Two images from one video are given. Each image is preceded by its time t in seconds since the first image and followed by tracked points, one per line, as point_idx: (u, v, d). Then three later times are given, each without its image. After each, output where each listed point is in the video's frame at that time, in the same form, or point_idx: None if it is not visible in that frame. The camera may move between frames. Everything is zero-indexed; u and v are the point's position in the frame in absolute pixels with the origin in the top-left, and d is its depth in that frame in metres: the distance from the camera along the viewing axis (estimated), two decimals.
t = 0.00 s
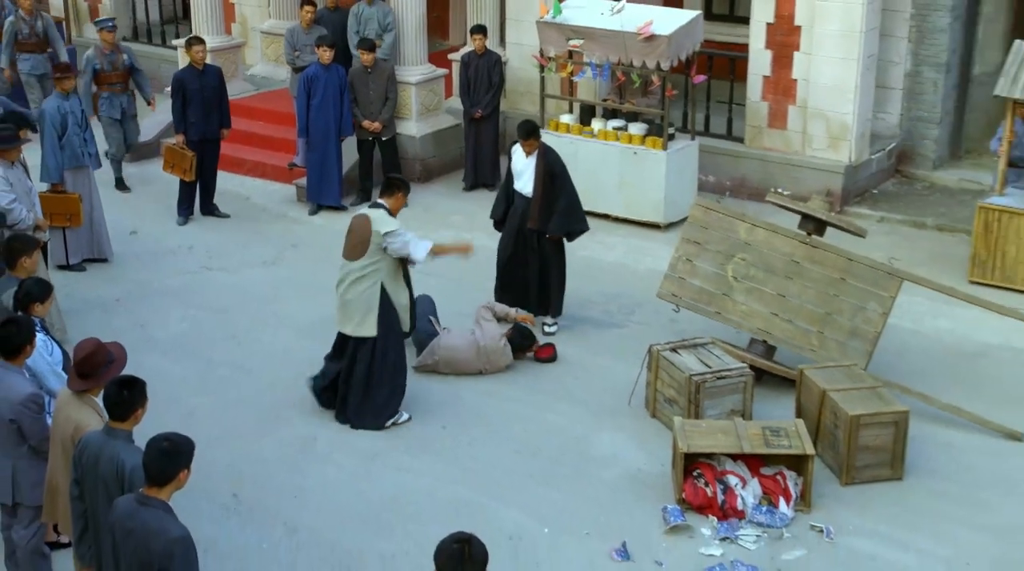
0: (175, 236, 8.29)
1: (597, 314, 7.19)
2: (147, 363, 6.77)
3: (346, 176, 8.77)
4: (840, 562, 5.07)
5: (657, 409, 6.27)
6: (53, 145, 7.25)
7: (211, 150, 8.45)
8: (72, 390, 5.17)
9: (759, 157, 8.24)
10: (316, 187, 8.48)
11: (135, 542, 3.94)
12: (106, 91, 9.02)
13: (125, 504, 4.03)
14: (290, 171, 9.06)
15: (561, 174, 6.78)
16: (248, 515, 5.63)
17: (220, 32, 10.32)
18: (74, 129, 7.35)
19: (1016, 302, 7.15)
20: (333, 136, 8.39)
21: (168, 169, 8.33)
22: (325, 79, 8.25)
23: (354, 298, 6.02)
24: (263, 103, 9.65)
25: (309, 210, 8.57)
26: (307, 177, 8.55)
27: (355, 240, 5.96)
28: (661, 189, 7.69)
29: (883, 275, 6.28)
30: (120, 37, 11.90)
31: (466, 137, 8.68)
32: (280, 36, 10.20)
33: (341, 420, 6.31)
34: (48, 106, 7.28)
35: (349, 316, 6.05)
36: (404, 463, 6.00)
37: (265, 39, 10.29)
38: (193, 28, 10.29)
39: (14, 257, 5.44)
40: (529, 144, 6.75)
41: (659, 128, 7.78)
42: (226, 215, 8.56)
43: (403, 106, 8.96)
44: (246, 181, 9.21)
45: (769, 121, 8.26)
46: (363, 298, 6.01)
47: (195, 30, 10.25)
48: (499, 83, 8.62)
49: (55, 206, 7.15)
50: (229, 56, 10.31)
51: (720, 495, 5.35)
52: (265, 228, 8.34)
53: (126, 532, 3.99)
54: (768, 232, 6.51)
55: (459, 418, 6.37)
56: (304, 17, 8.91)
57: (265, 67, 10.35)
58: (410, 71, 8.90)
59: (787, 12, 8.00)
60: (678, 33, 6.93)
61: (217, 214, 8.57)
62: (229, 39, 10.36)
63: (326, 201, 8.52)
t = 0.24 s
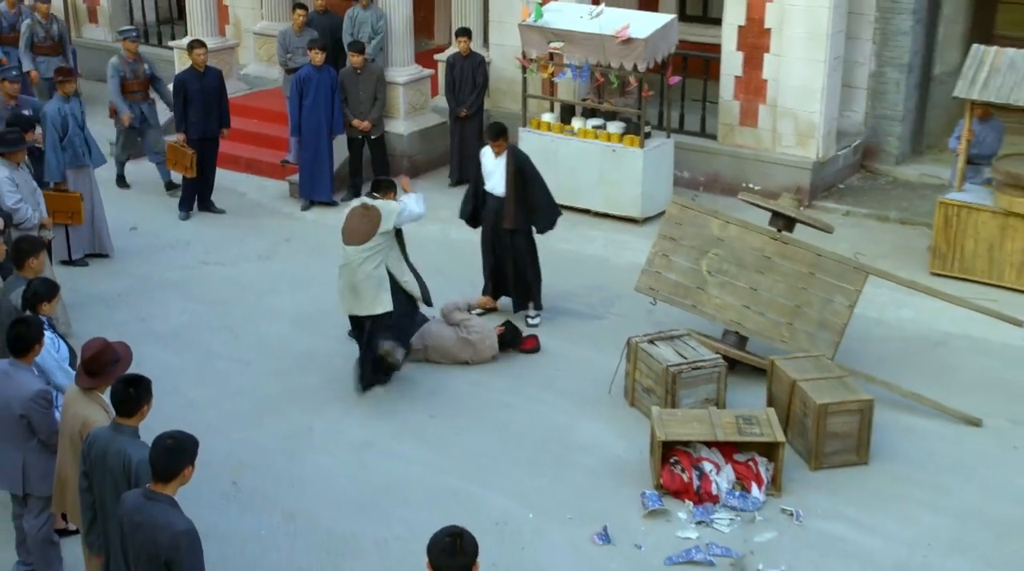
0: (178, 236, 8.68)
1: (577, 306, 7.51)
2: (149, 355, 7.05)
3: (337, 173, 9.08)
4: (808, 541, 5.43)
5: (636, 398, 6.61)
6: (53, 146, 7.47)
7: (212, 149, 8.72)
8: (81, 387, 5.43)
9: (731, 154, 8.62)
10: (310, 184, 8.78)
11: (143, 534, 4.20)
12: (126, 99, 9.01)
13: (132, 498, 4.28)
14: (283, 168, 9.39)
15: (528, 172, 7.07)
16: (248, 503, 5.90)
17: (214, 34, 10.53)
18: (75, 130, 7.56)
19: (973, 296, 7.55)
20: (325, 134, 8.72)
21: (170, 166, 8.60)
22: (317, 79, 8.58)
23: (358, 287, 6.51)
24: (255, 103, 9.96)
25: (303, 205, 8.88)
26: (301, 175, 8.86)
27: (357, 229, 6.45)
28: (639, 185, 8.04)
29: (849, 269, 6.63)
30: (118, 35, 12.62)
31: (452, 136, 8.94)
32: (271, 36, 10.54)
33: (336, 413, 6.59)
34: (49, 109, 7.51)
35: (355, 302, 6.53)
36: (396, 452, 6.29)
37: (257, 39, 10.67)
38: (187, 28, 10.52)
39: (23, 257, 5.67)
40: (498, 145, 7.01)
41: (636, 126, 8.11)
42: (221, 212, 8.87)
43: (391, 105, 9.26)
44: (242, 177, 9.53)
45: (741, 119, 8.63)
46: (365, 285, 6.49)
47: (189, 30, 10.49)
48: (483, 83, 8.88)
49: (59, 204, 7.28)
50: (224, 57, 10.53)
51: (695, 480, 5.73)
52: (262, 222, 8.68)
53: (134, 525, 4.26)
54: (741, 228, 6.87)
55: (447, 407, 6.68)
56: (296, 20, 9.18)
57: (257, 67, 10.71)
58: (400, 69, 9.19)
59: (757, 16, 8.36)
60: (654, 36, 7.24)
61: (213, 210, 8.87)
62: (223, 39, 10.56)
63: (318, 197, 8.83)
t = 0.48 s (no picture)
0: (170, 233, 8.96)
1: (558, 300, 7.90)
2: (150, 350, 7.37)
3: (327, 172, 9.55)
4: (772, 521, 5.87)
5: (613, 388, 7.02)
6: (49, 151, 7.61)
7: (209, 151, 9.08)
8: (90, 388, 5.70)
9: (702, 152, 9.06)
10: (301, 184, 9.26)
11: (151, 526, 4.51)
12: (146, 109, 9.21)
13: (139, 493, 4.61)
14: (275, 166, 9.87)
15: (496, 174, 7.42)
16: (248, 491, 6.22)
17: (208, 38, 11.25)
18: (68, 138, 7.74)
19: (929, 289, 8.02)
20: (315, 135, 9.14)
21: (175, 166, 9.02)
22: (308, 83, 9.00)
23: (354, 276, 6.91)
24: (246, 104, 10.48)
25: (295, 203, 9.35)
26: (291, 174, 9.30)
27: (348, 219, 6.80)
28: (614, 182, 8.42)
29: (813, 264, 7.10)
30: (116, 39, 13.04)
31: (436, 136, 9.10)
32: (263, 39, 11.27)
33: (330, 404, 6.93)
34: (46, 115, 7.65)
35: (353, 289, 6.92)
36: (388, 441, 6.65)
37: (249, 43, 11.38)
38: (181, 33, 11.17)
39: (31, 259, 5.91)
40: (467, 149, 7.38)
41: (611, 127, 8.49)
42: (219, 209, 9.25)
43: (378, 106, 9.78)
44: (236, 175, 10.00)
45: (711, 119, 9.06)
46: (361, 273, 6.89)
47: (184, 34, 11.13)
48: (467, 86, 9.00)
49: (57, 205, 7.68)
50: (218, 61, 11.31)
51: (670, 466, 6.17)
52: (257, 221, 9.06)
53: (142, 517, 4.56)
54: (711, 225, 7.31)
55: (435, 397, 7.03)
56: (286, 26, 9.66)
57: (249, 69, 11.42)
58: (388, 74, 9.70)
59: (725, 21, 8.76)
60: (628, 41, 7.60)
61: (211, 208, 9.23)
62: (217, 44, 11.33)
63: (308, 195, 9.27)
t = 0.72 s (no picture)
0: (166, 230, 9.30)
1: (539, 294, 8.30)
2: (150, 345, 7.72)
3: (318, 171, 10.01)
4: (739, 504, 6.31)
5: (590, 377, 7.43)
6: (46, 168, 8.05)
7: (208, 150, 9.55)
8: (98, 388, 5.99)
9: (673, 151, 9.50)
10: (293, 183, 9.72)
11: (157, 518, 4.84)
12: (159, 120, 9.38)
13: (145, 487, 4.92)
14: (267, 166, 10.33)
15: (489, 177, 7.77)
16: (248, 480, 6.57)
17: (202, 42, 11.79)
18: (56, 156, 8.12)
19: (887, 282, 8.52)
20: (305, 136, 9.55)
21: (171, 167, 9.37)
22: (299, 87, 9.42)
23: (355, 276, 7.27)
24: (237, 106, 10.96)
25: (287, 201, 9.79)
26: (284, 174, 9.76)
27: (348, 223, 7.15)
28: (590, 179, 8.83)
29: (778, 259, 7.53)
30: (113, 43, 13.54)
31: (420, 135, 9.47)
32: (255, 44, 11.72)
33: (323, 396, 7.30)
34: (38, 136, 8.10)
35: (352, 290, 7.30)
36: (379, 431, 7.02)
37: (242, 47, 11.79)
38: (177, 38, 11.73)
39: (39, 261, 6.23)
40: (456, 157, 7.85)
41: (587, 128, 8.91)
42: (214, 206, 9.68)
43: (364, 107, 10.24)
44: (230, 174, 10.46)
45: (681, 120, 9.50)
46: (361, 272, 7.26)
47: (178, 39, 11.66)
48: (450, 90, 9.36)
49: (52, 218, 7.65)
50: (210, 64, 11.82)
51: (644, 453, 6.61)
52: (251, 220, 9.51)
53: (148, 510, 4.89)
54: (682, 223, 7.76)
55: (422, 389, 7.41)
56: (278, 32, 10.06)
57: (242, 71, 11.83)
58: (374, 77, 10.19)
59: (694, 27, 9.18)
60: (603, 46, 7.97)
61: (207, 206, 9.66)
62: (210, 48, 11.82)
63: (301, 194, 9.73)
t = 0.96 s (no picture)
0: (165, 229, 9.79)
1: (521, 288, 8.75)
2: (153, 339, 8.13)
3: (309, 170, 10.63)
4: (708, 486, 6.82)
5: (569, 367, 7.89)
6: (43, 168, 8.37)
7: (217, 151, 10.12)
8: (104, 382, 6.32)
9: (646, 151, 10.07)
10: (286, 183, 10.28)
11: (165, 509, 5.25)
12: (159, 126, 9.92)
13: (154, 480, 5.32)
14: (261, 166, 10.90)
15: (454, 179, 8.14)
16: (249, 468, 6.97)
17: (197, 48, 12.22)
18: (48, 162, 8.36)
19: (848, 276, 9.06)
20: (298, 138, 10.07)
21: (171, 166, 9.91)
22: (292, 92, 9.93)
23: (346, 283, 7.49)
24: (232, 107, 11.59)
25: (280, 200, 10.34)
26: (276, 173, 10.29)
27: (341, 233, 7.32)
28: (568, 179, 9.32)
29: (746, 256, 8.02)
30: (113, 48, 14.21)
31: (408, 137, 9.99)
32: (249, 49, 12.44)
33: (319, 388, 7.72)
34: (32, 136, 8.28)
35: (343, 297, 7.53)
36: (373, 421, 7.45)
37: (236, 51, 12.54)
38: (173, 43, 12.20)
39: (50, 264, 6.59)
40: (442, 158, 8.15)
41: (565, 129, 9.40)
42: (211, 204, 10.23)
43: (353, 109, 10.83)
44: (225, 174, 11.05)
45: (653, 121, 10.08)
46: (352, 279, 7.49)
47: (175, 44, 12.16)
48: (435, 93, 9.81)
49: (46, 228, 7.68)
50: (205, 68, 12.28)
51: (621, 439, 7.10)
52: (248, 218, 10.05)
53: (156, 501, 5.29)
54: (656, 221, 8.24)
55: (411, 379, 7.85)
56: (270, 39, 10.55)
57: (236, 75, 12.54)
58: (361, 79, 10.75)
59: (666, 33, 9.74)
60: (579, 52, 8.41)
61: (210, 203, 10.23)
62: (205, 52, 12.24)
63: (293, 193, 10.30)
